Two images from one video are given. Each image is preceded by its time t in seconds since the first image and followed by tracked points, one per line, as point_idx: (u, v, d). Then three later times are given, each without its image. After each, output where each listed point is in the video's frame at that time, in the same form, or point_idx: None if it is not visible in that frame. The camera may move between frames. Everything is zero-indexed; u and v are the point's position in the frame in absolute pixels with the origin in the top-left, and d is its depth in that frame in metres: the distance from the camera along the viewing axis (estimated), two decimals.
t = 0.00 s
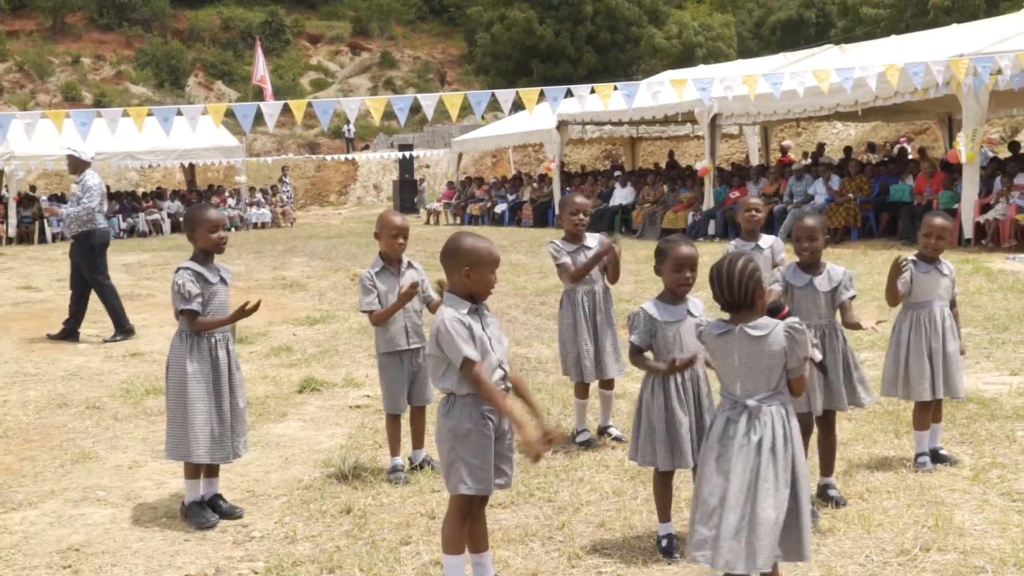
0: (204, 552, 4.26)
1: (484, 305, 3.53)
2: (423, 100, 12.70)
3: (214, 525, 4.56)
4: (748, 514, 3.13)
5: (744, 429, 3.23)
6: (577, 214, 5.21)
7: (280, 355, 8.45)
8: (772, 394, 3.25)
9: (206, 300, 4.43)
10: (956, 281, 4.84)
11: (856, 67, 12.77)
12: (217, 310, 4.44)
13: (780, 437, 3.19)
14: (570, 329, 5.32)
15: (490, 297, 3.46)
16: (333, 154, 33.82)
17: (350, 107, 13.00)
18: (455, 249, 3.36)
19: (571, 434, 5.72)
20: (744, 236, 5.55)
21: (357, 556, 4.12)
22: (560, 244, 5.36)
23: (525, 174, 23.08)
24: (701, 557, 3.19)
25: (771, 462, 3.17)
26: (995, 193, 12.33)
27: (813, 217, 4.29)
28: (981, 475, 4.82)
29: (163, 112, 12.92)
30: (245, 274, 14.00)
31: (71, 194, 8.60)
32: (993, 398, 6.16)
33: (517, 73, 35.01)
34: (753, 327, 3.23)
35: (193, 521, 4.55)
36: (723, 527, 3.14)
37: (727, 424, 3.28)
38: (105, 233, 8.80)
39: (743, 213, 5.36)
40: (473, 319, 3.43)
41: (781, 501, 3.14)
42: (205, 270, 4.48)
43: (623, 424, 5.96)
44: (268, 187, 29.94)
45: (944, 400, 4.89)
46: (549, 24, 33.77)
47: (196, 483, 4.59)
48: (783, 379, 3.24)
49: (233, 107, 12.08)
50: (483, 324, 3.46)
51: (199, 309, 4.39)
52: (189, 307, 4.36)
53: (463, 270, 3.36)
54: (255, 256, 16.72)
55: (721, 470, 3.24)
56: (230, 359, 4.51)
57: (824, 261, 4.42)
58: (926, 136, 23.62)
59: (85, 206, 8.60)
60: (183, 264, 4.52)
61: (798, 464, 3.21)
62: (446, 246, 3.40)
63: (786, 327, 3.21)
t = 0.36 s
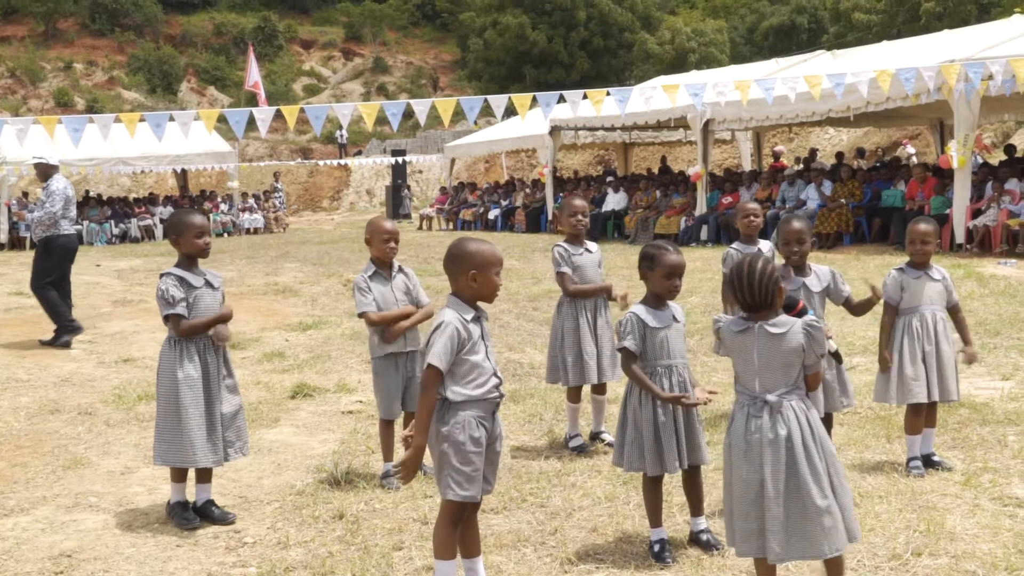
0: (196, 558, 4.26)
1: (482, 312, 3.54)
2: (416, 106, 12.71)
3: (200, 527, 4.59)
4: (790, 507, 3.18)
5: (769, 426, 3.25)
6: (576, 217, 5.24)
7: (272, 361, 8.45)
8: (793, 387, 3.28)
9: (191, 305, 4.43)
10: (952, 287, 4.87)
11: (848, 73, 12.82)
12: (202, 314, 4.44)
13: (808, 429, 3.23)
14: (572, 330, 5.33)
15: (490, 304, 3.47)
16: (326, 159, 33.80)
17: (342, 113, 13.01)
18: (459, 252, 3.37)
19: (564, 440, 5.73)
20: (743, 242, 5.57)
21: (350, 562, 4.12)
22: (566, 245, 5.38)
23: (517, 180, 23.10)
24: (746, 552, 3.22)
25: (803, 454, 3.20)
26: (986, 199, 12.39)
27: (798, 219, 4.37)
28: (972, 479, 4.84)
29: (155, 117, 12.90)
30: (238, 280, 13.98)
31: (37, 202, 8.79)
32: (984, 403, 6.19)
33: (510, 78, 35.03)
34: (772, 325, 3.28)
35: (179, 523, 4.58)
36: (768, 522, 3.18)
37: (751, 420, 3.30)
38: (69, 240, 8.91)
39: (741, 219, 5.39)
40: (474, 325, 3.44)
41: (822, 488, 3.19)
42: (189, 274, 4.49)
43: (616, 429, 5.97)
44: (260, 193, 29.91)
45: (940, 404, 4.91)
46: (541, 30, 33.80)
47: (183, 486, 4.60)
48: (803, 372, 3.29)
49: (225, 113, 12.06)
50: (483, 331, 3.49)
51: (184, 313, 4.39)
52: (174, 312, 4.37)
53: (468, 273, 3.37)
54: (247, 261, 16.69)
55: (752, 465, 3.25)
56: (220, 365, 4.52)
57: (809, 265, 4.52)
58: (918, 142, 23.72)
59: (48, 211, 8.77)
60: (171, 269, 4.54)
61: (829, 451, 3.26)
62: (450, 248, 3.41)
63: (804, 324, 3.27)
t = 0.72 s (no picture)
0: (183, 561, 4.24)
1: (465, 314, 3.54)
2: (404, 108, 12.70)
3: (184, 529, 4.58)
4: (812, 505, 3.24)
5: (801, 426, 3.32)
6: (571, 220, 5.20)
7: (260, 363, 8.42)
8: (828, 391, 3.36)
9: (167, 305, 4.44)
10: (935, 287, 4.90)
11: (834, 75, 12.87)
12: (179, 314, 4.44)
13: (840, 433, 3.30)
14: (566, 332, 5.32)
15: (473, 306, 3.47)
16: (314, 161, 33.72)
17: (330, 115, 12.97)
18: (442, 255, 3.38)
19: (551, 441, 5.73)
20: (730, 242, 5.62)
21: (337, 564, 4.11)
22: (559, 249, 5.37)
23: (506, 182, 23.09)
24: (760, 543, 3.29)
25: (831, 457, 3.27)
26: (972, 201, 12.45)
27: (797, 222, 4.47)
28: (958, 480, 4.87)
29: (142, 119, 12.84)
30: (226, 282, 13.94)
31: None
32: (970, 404, 6.22)
33: (498, 80, 35.05)
34: (811, 330, 3.35)
35: (165, 525, 4.57)
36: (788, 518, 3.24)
37: (783, 419, 3.38)
38: (25, 245, 8.65)
39: (731, 221, 5.41)
40: (457, 327, 3.45)
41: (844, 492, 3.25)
42: (166, 276, 4.50)
43: (603, 430, 5.97)
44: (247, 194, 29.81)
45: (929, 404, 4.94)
46: (529, 32, 33.84)
47: (168, 488, 4.59)
48: (839, 377, 3.35)
49: (213, 114, 12.02)
50: (466, 333, 3.49)
51: (160, 313, 4.40)
52: (151, 311, 4.38)
53: (452, 276, 3.37)
54: (234, 263, 16.64)
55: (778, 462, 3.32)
56: (199, 368, 4.50)
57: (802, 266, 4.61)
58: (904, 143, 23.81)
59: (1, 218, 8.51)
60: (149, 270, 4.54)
61: (858, 459, 3.31)
62: (432, 251, 3.42)
63: (842, 329, 3.34)
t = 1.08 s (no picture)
0: (163, 563, 4.22)
1: (446, 316, 3.55)
2: (385, 109, 12.68)
3: (165, 530, 4.57)
4: (829, 495, 3.36)
5: (814, 418, 3.44)
6: (551, 222, 5.22)
7: (241, 364, 8.39)
8: (842, 383, 3.47)
9: (144, 305, 4.42)
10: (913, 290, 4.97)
11: (814, 77, 12.96)
12: (157, 313, 4.42)
13: (853, 423, 3.40)
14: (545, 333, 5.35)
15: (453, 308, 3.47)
16: (294, 162, 33.61)
17: (311, 115, 12.95)
18: (423, 257, 3.38)
19: (532, 442, 5.75)
20: (707, 244, 5.66)
21: (318, 566, 4.11)
22: (537, 251, 5.40)
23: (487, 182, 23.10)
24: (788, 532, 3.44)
25: (845, 448, 3.37)
26: (950, 203, 12.57)
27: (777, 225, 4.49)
28: (937, 479, 4.92)
29: (122, 120, 12.77)
30: (206, 283, 13.89)
31: None
32: (948, 404, 6.28)
33: (479, 81, 35.08)
34: (827, 322, 3.46)
35: (144, 527, 4.55)
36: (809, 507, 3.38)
37: (800, 411, 3.50)
38: None
39: (709, 223, 5.43)
40: (438, 330, 3.45)
41: (860, 481, 3.36)
42: (141, 277, 4.48)
43: (584, 430, 5.99)
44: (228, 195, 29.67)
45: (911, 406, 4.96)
46: (510, 33, 33.87)
47: (148, 490, 4.58)
48: (852, 368, 3.46)
49: (193, 115, 11.96)
50: (446, 335, 3.49)
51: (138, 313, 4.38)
52: (129, 310, 4.35)
53: (432, 277, 3.37)
54: (215, 264, 16.58)
55: (796, 453, 3.46)
56: (177, 368, 4.49)
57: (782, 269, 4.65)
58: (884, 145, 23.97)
59: None
60: (124, 272, 4.52)
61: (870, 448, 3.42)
62: (414, 252, 3.42)
63: (858, 320, 3.45)
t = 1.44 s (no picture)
0: (140, 569, 4.18)
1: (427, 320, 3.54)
2: (365, 113, 12.65)
3: (142, 536, 4.53)
4: (815, 492, 3.42)
5: (800, 415, 3.49)
6: (532, 226, 5.23)
7: (218, 368, 8.34)
8: (827, 381, 3.53)
9: (120, 311, 4.38)
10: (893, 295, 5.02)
11: (793, 82, 13.05)
12: (134, 320, 4.39)
13: (838, 421, 3.46)
14: (524, 336, 5.35)
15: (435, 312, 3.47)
16: (272, 165, 33.45)
17: (290, 119, 12.90)
18: (405, 260, 3.38)
19: (512, 446, 5.75)
20: (686, 247, 5.68)
21: (297, 571, 4.09)
22: (515, 256, 5.40)
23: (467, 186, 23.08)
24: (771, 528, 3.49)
25: (830, 444, 3.43)
26: (928, 207, 12.69)
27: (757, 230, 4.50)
28: (915, 482, 4.96)
29: (99, 122, 12.67)
30: (184, 286, 13.80)
31: None
32: (925, 407, 6.34)
33: (458, 85, 35.06)
34: (813, 322, 3.53)
35: (122, 533, 4.51)
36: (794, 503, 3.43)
37: (784, 409, 3.55)
38: None
39: (688, 227, 5.45)
40: (420, 334, 3.44)
41: (845, 478, 3.42)
42: (118, 282, 4.44)
43: (564, 434, 6.00)
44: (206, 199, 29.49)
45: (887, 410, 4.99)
46: (490, 37, 33.91)
47: (124, 496, 4.54)
48: (837, 368, 3.53)
49: (171, 118, 11.88)
50: (428, 339, 3.48)
51: (114, 320, 4.34)
52: (104, 318, 4.31)
53: (413, 280, 3.37)
54: (193, 268, 16.48)
55: (781, 451, 3.51)
56: (154, 373, 4.45)
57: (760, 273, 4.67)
58: (862, 150, 24.15)
59: None
60: (100, 277, 4.48)
61: (854, 446, 3.48)
62: (396, 256, 3.42)
63: (843, 321, 3.53)
